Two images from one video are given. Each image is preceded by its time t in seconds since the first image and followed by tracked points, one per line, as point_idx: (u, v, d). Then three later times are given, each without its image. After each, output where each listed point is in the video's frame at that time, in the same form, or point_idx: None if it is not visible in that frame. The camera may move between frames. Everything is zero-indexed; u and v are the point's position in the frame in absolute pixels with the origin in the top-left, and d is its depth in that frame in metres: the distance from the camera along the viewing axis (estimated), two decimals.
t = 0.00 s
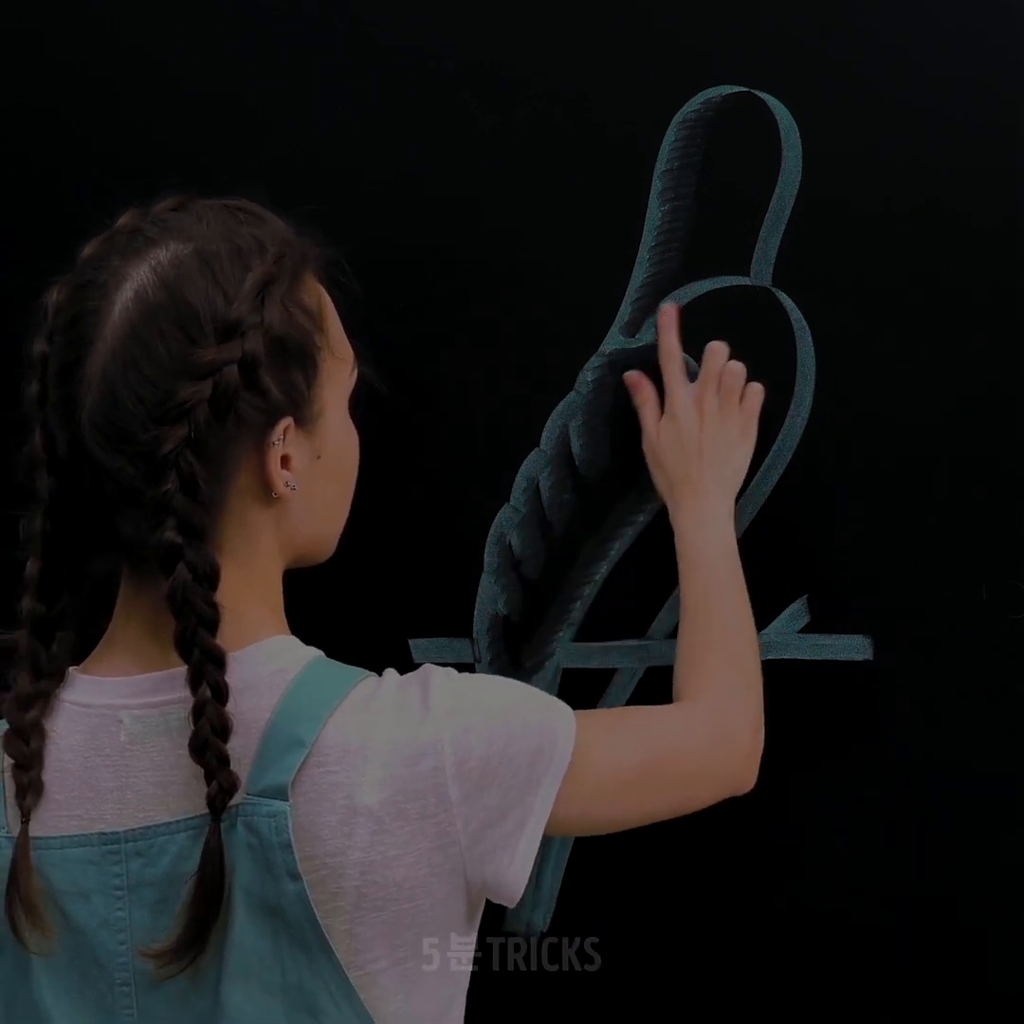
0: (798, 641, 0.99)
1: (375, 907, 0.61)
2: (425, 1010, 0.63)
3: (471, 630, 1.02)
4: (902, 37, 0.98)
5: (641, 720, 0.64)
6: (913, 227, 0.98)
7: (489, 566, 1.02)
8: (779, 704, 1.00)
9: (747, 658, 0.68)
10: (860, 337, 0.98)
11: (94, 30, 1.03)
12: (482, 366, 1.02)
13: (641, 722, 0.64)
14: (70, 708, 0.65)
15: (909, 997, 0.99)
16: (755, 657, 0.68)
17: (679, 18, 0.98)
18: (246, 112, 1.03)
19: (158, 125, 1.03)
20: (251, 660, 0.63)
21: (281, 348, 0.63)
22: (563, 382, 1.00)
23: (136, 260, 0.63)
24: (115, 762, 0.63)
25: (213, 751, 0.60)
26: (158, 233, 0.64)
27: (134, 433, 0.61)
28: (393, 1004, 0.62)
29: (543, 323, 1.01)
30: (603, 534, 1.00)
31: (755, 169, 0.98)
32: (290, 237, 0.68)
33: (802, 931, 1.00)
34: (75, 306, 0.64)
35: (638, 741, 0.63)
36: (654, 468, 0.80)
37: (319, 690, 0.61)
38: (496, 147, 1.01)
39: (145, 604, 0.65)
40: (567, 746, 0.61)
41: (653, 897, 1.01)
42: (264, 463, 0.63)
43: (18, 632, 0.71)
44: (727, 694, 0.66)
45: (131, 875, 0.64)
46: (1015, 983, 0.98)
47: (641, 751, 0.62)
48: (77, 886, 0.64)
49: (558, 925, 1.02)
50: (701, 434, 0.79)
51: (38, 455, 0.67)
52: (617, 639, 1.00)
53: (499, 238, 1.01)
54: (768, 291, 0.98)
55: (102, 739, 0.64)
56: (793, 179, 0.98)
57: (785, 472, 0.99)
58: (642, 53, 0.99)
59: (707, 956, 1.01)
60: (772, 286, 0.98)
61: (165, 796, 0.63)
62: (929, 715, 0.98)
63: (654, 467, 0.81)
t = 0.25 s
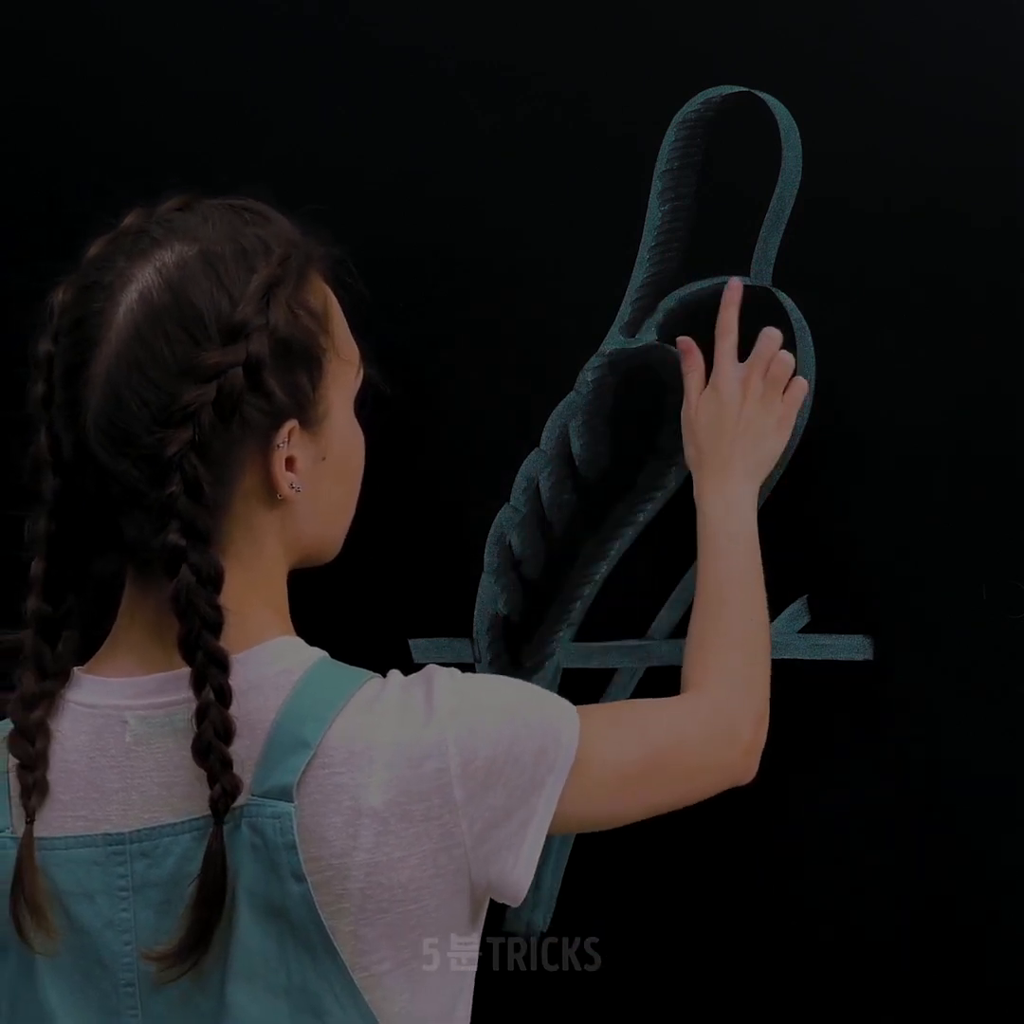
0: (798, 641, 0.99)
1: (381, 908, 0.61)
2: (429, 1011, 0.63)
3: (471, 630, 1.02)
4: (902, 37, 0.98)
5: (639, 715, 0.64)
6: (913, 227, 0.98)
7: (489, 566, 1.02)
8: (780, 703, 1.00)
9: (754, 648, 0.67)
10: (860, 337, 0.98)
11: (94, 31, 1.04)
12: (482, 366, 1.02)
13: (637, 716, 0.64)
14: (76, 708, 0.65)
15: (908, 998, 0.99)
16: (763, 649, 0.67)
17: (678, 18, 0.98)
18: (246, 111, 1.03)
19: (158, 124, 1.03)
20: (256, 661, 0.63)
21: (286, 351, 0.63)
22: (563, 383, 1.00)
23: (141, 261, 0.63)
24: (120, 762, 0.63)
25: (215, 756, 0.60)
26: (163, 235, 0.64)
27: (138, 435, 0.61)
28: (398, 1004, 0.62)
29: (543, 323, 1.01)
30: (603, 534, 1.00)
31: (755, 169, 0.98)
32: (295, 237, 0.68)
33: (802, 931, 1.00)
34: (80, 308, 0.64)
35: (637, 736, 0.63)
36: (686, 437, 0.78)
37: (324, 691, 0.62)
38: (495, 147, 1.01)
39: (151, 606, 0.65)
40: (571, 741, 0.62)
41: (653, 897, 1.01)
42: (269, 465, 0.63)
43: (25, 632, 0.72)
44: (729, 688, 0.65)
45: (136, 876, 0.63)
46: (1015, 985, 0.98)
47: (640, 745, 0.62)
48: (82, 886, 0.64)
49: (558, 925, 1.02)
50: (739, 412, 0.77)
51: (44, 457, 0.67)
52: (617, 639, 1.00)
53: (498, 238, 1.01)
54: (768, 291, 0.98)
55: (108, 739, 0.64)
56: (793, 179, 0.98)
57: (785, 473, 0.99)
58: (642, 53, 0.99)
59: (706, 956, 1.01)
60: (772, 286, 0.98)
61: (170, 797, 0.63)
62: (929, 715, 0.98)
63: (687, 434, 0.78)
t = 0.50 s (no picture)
0: (798, 641, 1.00)
1: (399, 905, 0.61)
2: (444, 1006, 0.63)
3: (471, 630, 1.02)
4: (902, 36, 0.98)
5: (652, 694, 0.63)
6: (914, 227, 0.98)
7: (489, 566, 1.02)
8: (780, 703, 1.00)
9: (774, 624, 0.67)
10: (860, 338, 0.98)
11: (93, 30, 1.03)
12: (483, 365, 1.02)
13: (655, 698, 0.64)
14: (93, 707, 0.65)
15: (908, 997, 0.99)
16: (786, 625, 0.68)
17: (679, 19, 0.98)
18: (246, 112, 1.03)
19: (158, 125, 1.03)
20: (271, 659, 0.63)
21: (299, 351, 0.63)
22: (563, 382, 1.00)
23: (152, 263, 0.63)
24: (137, 761, 0.63)
25: (233, 756, 0.60)
26: (174, 235, 0.64)
27: (152, 438, 0.61)
28: (415, 1000, 0.63)
29: (544, 323, 1.01)
30: (603, 534, 1.00)
31: (755, 169, 0.98)
32: (306, 235, 0.67)
33: (802, 931, 1.00)
34: (92, 310, 0.64)
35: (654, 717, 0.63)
36: (713, 411, 0.79)
37: (341, 689, 0.62)
38: (496, 148, 1.01)
39: (167, 607, 0.65)
40: (587, 730, 0.62)
41: (653, 897, 1.01)
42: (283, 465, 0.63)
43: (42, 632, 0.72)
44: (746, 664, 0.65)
45: (153, 872, 0.64)
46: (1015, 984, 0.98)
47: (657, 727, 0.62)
48: (99, 883, 0.64)
49: (559, 925, 1.02)
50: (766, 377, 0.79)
51: (57, 457, 0.67)
52: (618, 638, 1.00)
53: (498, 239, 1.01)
54: (768, 291, 0.99)
55: (124, 738, 0.64)
56: (793, 179, 0.98)
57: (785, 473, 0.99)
58: (642, 54, 0.99)
59: (707, 955, 1.01)
60: (772, 286, 0.99)
61: (187, 794, 0.63)
62: (929, 715, 0.98)
63: (712, 410, 0.79)
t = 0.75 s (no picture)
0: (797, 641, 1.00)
1: (430, 900, 0.62)
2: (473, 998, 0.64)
3: (471, 631, 1.03)
4: (898, 31, 0.96)
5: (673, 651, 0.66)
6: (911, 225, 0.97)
7: (489, 566, 1.02)
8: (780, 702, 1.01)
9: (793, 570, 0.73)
10: (859, 338, 0.98)
11: (93, 33, 1.04)
12: (483, 366, 1.02)
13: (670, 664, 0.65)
14: (122, 708, 0.65)
15: (904, 1000, 0.99)
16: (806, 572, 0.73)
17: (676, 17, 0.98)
18: (244, 113, 1.03)
19: (157, 127, 1.04)
20: (298, 659, 0.63)
21: (320, 354, 0.63)
22: (563, 383, 1.00)
23: (173, 270, 0.63)
24: (166, 761, 0.63)
25: (261, 760, 0.60)
26: (193, 242, 0.64)
27: (178, 447, 0.61)
28: (447, 995, 0.63)
29: (544, 323, 1.01)
30: (603, 534, 1.00)
31: (754, 169, 0.97)
32: (323, 236, 0.67)
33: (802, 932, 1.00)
34: (113, 318, 0.64)
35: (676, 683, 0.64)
36: (725, 347, 0.91)
37: (369, 687, 0.62)
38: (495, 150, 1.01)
39: (193, 610, 0.65)
40: (608, 712, 0.62)
41: (653, 898, 1.02)
42: (308, 467, 0.63)
43: (68, 637, 0.71)
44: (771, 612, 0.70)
45: (183, 870, 0.63)
46: (1011, 991, 0.97)
47: (680, 691, 0.64)
48: (128, 881, 0.64)
49: (558, 925, 1.03)
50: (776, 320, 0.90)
51: (82, 462, 0.68)
52: (618, 638, 1.00)
53: (499, 239, 1.01)
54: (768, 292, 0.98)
55: (154, 738, 0.64)
56: (793, 179, 0.97)
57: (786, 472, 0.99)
58: (640, 53, 0.99)
59: (706, 956, 1.01)
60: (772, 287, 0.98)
61: (216, 792, 0.63)
62: (927, 716, 0.98)
63: (724, 349, 0.91)
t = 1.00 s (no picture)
0: (797, 640, 1.00)
1: (457, 891, 0.62)
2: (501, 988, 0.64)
3: (471, 630, 1.02)
4: (900, 32, 0.97)
5: (677, 611, 0.66)
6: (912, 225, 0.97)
7: (489, 566, 1.02)
8: (781, 702, 1.00)
9: (797, 523, 0.74)
10: (860, 336, 0.98)
11: (93, 32, 1.04)
12: (483, 365, 1.02)
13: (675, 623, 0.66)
14: (143, 708, 0.65)
15: (905, 999, 0.99)
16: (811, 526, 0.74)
17: (677, 17, 0.98)
18: (245, 113, 1.03)
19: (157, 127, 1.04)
20: (319, 655, 0.63)
21: (332, 351, 0.63)
22: (563, 383, 1.00)
23: (183, 272, 0.63)
24: (188, 759, 0.63)
25: (283, 758, 0.60)
26: (202, 242, 0.64)
27: (195, 450, 0.61)
28: (473, 987, 0.63)
29: (544, 323, 1.01)
30: (603, 533, 1.00)
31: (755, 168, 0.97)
32: (332, 231, 0.67)
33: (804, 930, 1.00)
34: (126, 321, 0.64)
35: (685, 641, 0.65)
36: (737, 286, 0.94)
37: (391, 681, 0.62)
38: (495, 150, 1.01)
39: (212, 610, 0.65)
40: (622, 689, 0.63)
41: (654, 897, 1.02)
42: (324, 464, 0.63)
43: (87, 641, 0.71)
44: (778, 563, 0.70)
45: (207, 867, 0.63)
46: (1011, 989, 0.98)
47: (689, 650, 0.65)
48: (152, 879, 0.64)
49: (558, 925, 1.03)
50: (787, 261, 0.93)
51: (99, 466, 0.69)
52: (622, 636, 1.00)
53: (499, 239, 1.01)
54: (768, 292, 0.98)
55: (176, 737, 0.64)
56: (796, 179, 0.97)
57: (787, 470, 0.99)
58: (640, 53, 0.99)
59: (707, 955, 1.01)
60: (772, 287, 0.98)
61: (238, 790, 0.63)
62: (929, 715, 0.98)
63: (735, 287, 0.94)
